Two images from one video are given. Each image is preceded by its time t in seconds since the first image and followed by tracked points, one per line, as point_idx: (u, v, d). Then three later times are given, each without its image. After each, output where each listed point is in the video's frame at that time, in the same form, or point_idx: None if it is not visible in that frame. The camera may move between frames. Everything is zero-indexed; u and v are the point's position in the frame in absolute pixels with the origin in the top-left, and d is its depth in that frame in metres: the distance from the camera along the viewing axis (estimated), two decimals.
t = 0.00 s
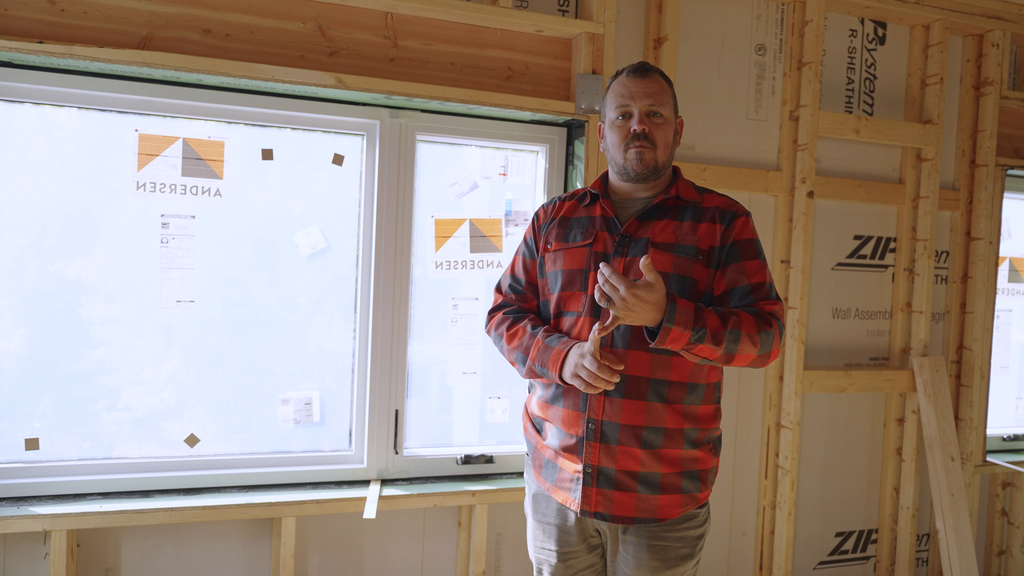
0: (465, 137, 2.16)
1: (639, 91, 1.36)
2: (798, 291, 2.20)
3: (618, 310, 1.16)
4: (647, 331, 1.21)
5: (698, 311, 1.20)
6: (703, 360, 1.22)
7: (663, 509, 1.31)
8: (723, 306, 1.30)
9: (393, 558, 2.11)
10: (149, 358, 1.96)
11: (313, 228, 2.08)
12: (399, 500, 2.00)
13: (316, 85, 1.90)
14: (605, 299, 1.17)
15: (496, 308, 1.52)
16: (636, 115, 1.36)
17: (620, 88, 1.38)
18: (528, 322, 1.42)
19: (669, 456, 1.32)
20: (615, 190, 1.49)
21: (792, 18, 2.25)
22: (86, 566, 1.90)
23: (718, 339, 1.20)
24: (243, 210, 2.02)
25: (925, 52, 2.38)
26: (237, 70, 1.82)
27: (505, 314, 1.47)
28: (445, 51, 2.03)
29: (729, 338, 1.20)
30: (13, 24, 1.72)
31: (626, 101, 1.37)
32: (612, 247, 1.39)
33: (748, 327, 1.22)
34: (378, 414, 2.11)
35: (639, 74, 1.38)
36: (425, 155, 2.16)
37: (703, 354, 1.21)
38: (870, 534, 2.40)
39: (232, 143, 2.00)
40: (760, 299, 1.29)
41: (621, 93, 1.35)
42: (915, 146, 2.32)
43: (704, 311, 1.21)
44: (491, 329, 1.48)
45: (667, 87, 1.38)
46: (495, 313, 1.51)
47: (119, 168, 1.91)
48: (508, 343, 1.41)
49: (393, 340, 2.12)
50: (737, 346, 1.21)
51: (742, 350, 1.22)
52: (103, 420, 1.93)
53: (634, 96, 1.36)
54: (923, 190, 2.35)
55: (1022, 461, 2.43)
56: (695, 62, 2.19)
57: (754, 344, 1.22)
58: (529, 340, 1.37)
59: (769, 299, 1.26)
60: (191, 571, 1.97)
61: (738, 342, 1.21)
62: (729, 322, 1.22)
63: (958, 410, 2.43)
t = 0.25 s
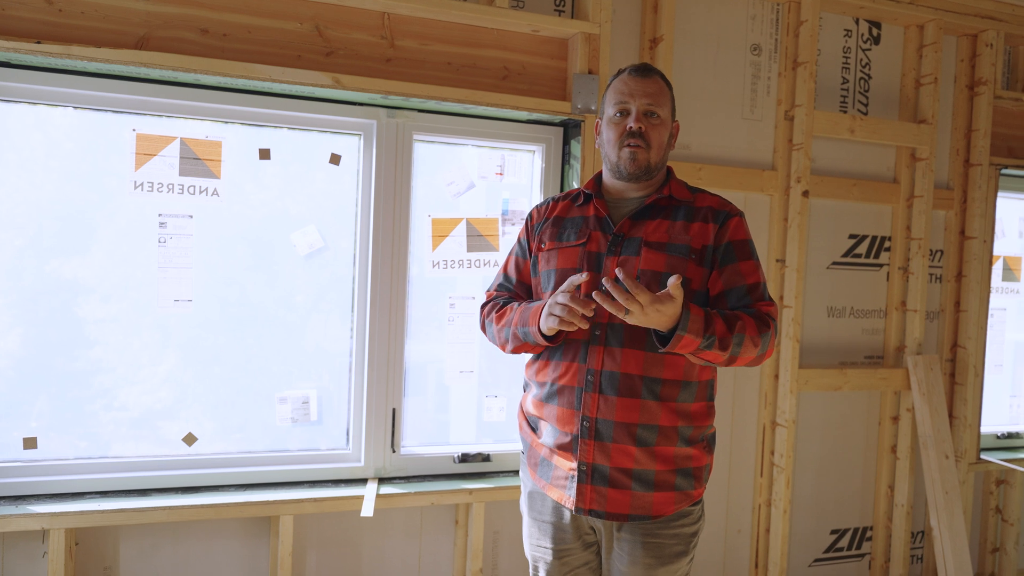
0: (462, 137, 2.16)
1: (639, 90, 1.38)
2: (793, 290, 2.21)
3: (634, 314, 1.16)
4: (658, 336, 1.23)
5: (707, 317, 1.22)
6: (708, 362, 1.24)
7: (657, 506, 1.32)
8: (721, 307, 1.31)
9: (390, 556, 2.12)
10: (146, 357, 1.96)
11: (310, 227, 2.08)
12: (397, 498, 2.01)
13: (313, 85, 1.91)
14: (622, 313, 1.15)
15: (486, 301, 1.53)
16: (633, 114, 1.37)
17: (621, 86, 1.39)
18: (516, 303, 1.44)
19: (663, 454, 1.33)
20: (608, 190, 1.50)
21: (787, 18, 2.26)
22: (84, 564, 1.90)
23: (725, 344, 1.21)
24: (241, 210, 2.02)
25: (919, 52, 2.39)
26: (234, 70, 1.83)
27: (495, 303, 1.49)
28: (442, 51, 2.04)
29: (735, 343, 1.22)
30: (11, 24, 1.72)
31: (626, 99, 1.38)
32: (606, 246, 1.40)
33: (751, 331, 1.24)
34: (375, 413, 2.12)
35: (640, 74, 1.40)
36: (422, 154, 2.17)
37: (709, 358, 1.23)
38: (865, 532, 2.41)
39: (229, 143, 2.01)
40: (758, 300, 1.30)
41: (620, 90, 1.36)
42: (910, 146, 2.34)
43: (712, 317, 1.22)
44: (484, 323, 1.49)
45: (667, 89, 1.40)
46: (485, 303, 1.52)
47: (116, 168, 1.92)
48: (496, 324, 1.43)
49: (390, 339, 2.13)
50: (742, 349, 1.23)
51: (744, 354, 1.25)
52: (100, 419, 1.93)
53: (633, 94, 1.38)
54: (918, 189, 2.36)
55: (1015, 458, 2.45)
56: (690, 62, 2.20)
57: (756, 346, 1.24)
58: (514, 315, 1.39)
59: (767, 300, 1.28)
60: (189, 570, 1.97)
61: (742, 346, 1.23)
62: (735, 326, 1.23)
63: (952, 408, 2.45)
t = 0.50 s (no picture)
0: (461, 137, 2.17)
1: (634, 93, 1.38)
2: (790, 290, 2.22)
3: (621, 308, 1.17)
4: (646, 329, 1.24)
5: (696, 313, 1.22)
6: (698, 358, 1.25)
7: (654, 504, 1.33)
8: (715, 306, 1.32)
9: (389, 554, 2.12)
10: (144, 356, 1.97)
11: (309, 227, 2.09)
12: (396, 497, 2.01)
13: (313, 85, 1.91)
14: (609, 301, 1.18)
15: (485, 298, 1.54)
16: (629, 118, 1.38)
17: (616, 89, 1.40)
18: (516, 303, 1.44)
19: (659, 452, 1.34)
20: (606, 191, 1.51)
21: (785, 19, 2.26)
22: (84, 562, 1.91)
23: (713, 341, 1.22)
24: (240, 209, 2.03)
25: (916, 53, 2.40)
26: (234, 70, 1.84)
27: (494, 301, 1.49)
28: (441, 51, 2.05)
29: (724, 340, 1.22)
30: (11, 24, 1.73)
31: (621, 102, 1.39)
32: (603, 246, 1.41)
33: (742, 329, 1.24)
34: (374, 412, 2.13)
35: (635, 76, 1.40)
36: (421, 154, 2.18)
37: (698, 354, 1.24)
38: (862, 531, 2.42)
39: (229, 143, 2.01)
40: (751, 299, 1.31)
41: (615, 95, 1.37)
42: (907, 147, 2.35)
43: (702, 313, 1.23)
44: (482, 322, 1.50)
45: (662, 90, 1.40)
46: (484, 302, 1.53)
47: (116, 167, 1.92)
48: (495, 322, 1.43)
49: (388, 338, 2.14)
50: (732, 347, 1.24)
51: (734, 351, 1.25)
52: (98, 418, 1.94)
53: (628, 97, 1.38)
54: (915, 190, 2.37)
55: (1011, 458, 2.46)
56: (688, 63, 2.21)
57: (747, 344, 1.25)
58: (513, 314, 1.39)
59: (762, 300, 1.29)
60: (188, 568, 1.98)
61: (732, 343, 1.24)
62: (725, 324, 1.24)
63: (949, 407, 2.46)
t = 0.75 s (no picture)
0: (461, 137, 2.18)
1: (631, 97, 1.38)
2: (788, 290, 2.23)
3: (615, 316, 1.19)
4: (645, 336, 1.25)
5: (694, 316, 1.24)
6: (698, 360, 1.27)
7: (654, 502, 1.34)
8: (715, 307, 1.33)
9: (388, 553, 2.13)
10: (144, 355, 1.98)
11: (309, 226, 2.10)
12: (396, 495, 2.02)
13: (314, 85, 1.92)
14: (604, 312, 1.19)
15: (487, 306, 1.55)
16: (627, 122, 1.39)
17: (613, 93, 1.40)
18: (518, 315, 1.45)
19: (659, 451, 1.35)
20: (605, 192, 1.52)
21: (785, 20, 2.27)
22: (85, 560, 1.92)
23: (712, 343, 1.23)
24: (241, 208, 2.04)
25: (915, 55, 2.41)
26: (236, 70, 1.85)
27: (497, 311, 1.50)
28: (441, 51, 2.05)
29: (723, 341, 1.24)
30: (14, 24, 1.74)
31: (619, 106, 1.39)
32: (603, 247, 1.42)
33: (741, 329, 1.26)
34: (375, 411, 2.14)
35: (632, 79, 1.40)
36: (421, 154, 2.19)
37: (698, 356, 1.26)
38: (860, 530, 2.43)
39: (230, 143, 2.02)
40: (751, 299, 1.32)
41: (613, 100, 1.37)
42: (905, 148, 2.36)
43: (699, 316, 1.24)
44: (484, 329, 1.50)
45: (660, 92, 1.40)
46: (486, 310, 1.53)
47: (117, 167, 1.93)
48: (499, 335, 1.44)
49: (389, 337, 2.15)
50: (732, 347, 1.25)
51: (734, 351, 1.26)
52: (97, 417, 1.95)
53: (626, 101, 1.38)
54: (913, 191, 2.38)
55: (1008, 457, 2.47)
56: (688, 64, 2.22)
57: (747, 344, 1.26)
58: (519, 330, 1.40)
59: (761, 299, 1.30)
60: (188, 566, 1.99)
61: (731, 344, 1.25)
62: (724, 325, 1.25)
63: (946, 407, 2.47)
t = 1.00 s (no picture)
0: (462, 137, 2.19)
1: (633, 95, 1.40)
2: (787, 290, 2.24)
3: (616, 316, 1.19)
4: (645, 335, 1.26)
5: (693, 315, 1.25)
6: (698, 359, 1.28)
7: (655, 501, 1.35)
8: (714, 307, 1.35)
9: (389, 551, 2.14)
10: (143, 355, 1.99)
11: (311, 226, 2.11)
12: (396, 494, 2.03)
13: (316, 85, 1.93)
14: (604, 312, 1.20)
15: (487, 306, 1.56)
16: (628, 119, 1.40)
17: (615, 91, 1.42)
18: (518, 316, 1.46)
19: (660, 450, 1.36)
20: (605, 192, 1.53)
21: (784, 21, 2.28)
22: (86, 558, 1.93)
23: (712, 341, 1.25)
24: (243, 208, 2.05)
25: (914, 56, 2.42)
26: (238, 70, 1.86)
27: (496, 311, 1.51)
28: (442, 52, 2.06)
29: (722, 339, 1.25)
30: (17, 24, 1.75)
31: (620, 104, 1.40)
32: (604, 247, 1.42)
33: (740, 328, 1.27)
34: (375, 410, 2.15)
35: (635, 78, 1.42)
36: (422, 155, 2.20)
37: (698, 354, 1.27)
38: (858, 529, 2.44)
39: (232, 143, 2.03)
40: (750, 299, 1.34)
41: (615, 96, 1.39)
42: (904, 149, 2.37)
43: (699, 315, 1.25)
44: (484, 329, 1.51)
45: (661, 93, 1.42)
46: (486, 310, 1.54)
47: (119, 167, 1.94)
48: (499, 335, 1.45)
49: (389, 337, 2.16)
50: (731, 346, 1.27)
51: (733, 350, 1.28)
52: (96, 416, 1.96)
53: (627, 99, 1.40)
54: (912, 192, 2.39)
55: (1006, 457, 2.48)
56: (687, 65, 2.23)
57: (746, 343, 1.27)
58: (517, 330, 1.41)
59: (760, 299, 1.31)
60: (190, 564, 2.00)
61: (731, 343, 1.26)
62: (723, 324, 1.26)
63: (945, 407, 2.48)
